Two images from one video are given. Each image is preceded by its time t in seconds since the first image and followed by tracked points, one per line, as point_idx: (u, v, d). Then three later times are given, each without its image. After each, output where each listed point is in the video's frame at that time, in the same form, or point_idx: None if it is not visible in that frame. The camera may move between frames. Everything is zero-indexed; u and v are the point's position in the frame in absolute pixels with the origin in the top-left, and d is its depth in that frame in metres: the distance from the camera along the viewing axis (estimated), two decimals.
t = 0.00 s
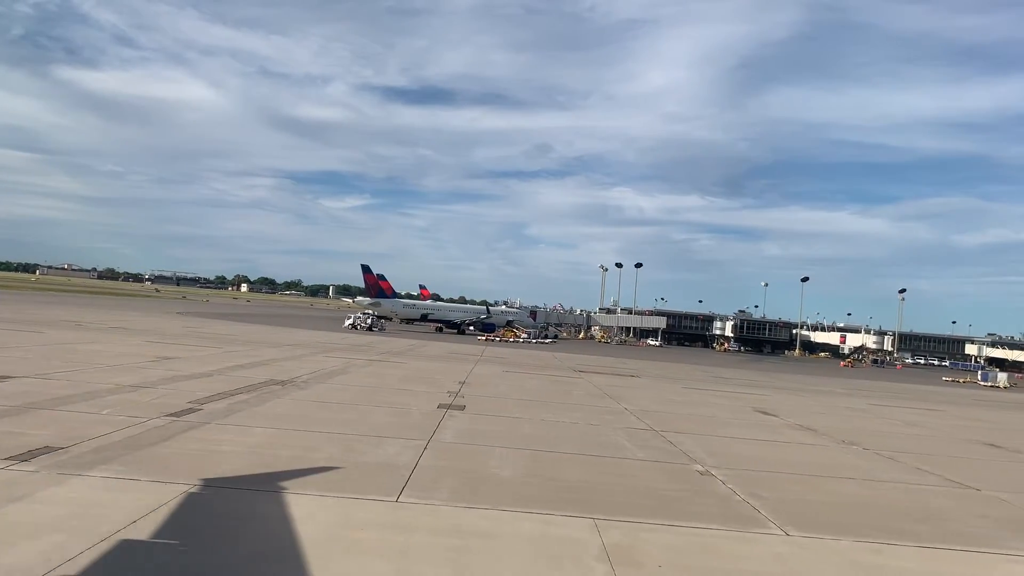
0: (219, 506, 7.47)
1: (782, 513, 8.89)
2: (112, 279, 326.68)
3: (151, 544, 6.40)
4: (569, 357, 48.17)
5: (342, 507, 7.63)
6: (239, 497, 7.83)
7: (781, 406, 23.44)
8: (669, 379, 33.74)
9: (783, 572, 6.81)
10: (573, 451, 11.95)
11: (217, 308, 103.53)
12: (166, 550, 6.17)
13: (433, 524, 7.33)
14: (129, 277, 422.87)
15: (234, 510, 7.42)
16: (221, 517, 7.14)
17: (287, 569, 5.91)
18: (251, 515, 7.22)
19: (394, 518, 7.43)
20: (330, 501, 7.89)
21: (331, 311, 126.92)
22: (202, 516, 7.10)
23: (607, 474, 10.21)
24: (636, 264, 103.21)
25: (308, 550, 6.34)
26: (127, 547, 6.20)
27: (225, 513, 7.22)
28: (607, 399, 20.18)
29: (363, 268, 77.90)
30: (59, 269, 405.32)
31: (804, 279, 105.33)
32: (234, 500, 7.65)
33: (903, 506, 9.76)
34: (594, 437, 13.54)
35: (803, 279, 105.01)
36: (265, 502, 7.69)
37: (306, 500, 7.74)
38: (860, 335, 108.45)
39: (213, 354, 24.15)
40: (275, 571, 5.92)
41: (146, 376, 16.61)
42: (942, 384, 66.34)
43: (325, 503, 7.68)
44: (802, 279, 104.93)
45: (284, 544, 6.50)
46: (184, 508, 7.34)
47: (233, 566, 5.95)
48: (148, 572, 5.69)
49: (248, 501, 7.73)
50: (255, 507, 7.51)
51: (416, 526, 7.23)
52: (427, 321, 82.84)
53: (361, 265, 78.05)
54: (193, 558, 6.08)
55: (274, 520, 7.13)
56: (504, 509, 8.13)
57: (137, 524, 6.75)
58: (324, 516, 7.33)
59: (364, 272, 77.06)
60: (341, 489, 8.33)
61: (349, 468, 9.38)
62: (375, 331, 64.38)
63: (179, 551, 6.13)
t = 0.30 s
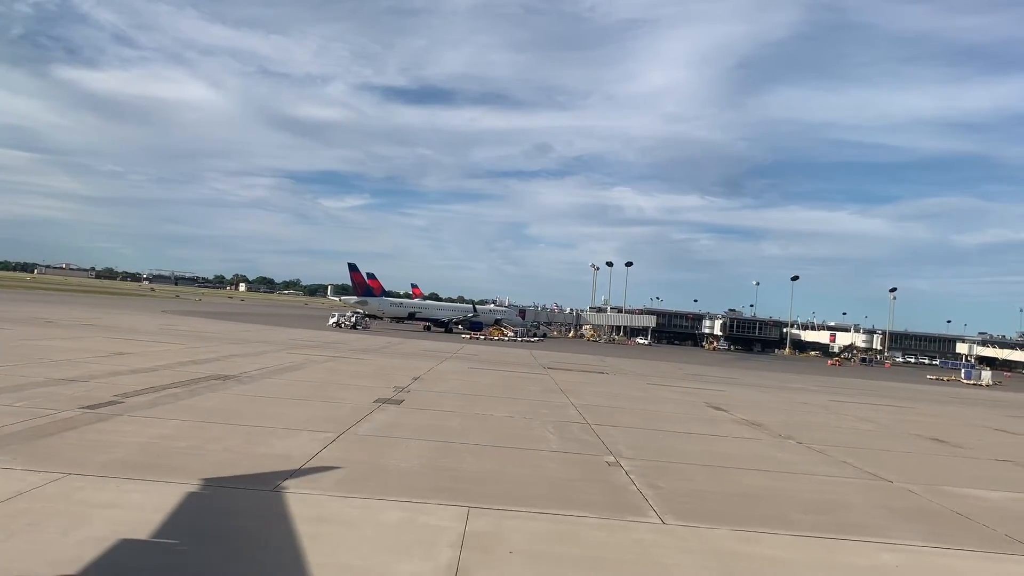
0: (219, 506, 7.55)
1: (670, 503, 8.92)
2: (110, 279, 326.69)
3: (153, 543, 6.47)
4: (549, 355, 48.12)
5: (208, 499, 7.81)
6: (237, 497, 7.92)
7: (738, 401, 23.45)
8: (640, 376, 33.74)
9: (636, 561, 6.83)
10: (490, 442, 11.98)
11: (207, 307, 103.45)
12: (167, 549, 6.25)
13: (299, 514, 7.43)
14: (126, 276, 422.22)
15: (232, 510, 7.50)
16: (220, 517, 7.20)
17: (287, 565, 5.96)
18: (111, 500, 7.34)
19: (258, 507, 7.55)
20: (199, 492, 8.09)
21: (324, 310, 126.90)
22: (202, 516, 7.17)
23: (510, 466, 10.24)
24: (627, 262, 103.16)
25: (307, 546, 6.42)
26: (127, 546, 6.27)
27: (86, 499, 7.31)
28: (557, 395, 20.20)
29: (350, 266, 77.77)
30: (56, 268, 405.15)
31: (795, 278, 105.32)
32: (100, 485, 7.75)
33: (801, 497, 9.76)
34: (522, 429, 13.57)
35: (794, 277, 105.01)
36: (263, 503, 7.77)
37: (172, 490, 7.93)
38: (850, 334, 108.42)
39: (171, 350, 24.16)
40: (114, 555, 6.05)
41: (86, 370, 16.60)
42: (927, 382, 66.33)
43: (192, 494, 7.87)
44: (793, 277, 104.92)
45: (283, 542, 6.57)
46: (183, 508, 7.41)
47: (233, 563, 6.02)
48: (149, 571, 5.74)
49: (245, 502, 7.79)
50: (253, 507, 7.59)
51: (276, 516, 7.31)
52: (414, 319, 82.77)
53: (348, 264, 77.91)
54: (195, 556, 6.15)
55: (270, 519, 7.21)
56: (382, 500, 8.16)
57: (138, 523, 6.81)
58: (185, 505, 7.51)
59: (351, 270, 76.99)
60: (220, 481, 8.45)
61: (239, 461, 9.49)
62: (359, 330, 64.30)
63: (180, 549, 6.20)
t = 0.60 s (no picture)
0: (219, 504, 7.52)
1: (558, 493, 8.89)
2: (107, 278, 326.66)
3: (150, 543, 6.42)
4: (529, 352, 48.10)
5: (80, 485, 7.82)
6: (236, 495, 7.89)
7: (695, 396, 23.45)
8: (611, 372, 33.70)
9: (490, 549, 6.81)
10: (407, 434, 11.97)
11: (197, 306, 103.31)
12: (166, 549, 6.21)
13: (166, 504, 7.42)
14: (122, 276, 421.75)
15: (230, 508, 7.48)
16: (221, 516, 7.17)
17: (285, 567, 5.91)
18: None
19: (123, 493, 7.56)
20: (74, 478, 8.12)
21: (316, 308, 126.79)
22: (203, 514, 7.15)
23: (412, 457, 10.22)
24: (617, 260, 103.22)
25: (307, 547, 6.39)
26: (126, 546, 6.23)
27: None
28: (508, 390, 20.16)
29: (336, 264, 77.58)
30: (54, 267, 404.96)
31: (787, 276, 105.46)
32: None
33: (698, 488, 9.75)
34: (447, 423, 13.57)
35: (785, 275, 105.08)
36: (261, 500, 7.75)
37: (48, 476, 7.94)
38: (840, 332, 108.46)
39: (130, 347, 24.14)
40: None
41: (23, 364, 16.54)
42: (911, 380, 66.35)
43: (64, 479, 7.88)
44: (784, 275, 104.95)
45: (282, 543, 6.53)
46: (183, 506, 7.38)
47: (230, 564, 5.97)
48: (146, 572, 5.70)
49: (242, 500, 7.76)
50: (252, 505, 7.56)
51: (137, 503, 7.32)
52: (402, 317, 82.70)
53: (335, 261, 77.73)
54: (191, 556, 6.10)
55: (269, 517, 7.18)
56: (260, 491, 8.13)
57: (136, 523, 6.76)
58: (55, 488, 7.54)
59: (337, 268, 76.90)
60: (100, 467, 8.47)
61: (134, 451, 9.51)
62: (343, 327, 64.23)
63: (178, 549, 6.17)
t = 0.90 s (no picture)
0: (217, 504, 7.53)
1: (445, 482, 8.82)
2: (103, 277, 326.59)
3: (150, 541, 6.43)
4: (507, 350, 48.10)
5: None
6: (232, 495, 7.90)
7: (651, 392, 23.45)
8: (580, 369, 33.70)
9: (347, 536, 6.77)
10: (321, 426, 11.89)
11: (186, 305, 103.17)
12: (165, 549, 6.19)
13: (34, 491, 7.37)
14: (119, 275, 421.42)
15: (227, 508, 7.47)
16: (220, 515, 7.17)
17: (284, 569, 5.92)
18: None
19: None
20: None
21: (307, 307, 126.74)
22: (157, 509, 7.16)
23: (313, 446, 10.14)
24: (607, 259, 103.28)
25: (206, 541, 6.40)
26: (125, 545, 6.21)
27: None
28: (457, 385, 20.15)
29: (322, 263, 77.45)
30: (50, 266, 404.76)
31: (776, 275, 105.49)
32: None
33: (596, 476, 9.68)
34: (371, 414, 13.50)
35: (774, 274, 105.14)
36: (259, 500, 7.76)
37: None
38: (829, 331, 108.51)
39: (86, 343, 24.05)
40: None
41: None
42: (895, 378, 66.39)
43: None
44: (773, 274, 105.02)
45: (279, 544, 6.53)
46: (182, 505, 7.36)
47: (227, 565, 5.97)
48: (145, 571, 5.68)
49: (242, 500, 7.76)
50: (251, 505, 7.57)
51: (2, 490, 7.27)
52: (389, 316, 82.61)
53: (321, 260, 77.62)
54: (190, 556, 6.09)
55: (267, 518, 7.18)
56: (136, 481, 8.06)
57: (135, 521, 6.74)
58: None
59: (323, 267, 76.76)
60: None
61: (30, 440, 9.45)
62: (326, 325, 64.14)
63: (178, 549, 6.15)
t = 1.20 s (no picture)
0: (221, 503, 7.45)
1: (335, 473, 8.87)
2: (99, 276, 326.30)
3: (149, 542, 6.35)
4: (485, 348, 48.15)
5: None
6: (233, 494, 7.82)
7: (608, 388, 23.47)
8: (550, 366, 33.72)
9: (205, 524, 6.78)
10: (240, 419, 11.88)
11: (175, 303, 103.02)
12: (166, 548, 6.15)
13: None
14: (116, 274, 421.11)
15: (228, 507, 7.39)
16: (215, 515, 7.09)
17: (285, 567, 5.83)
18: None
19: None
20: None
21: (299, 305, 126.79)
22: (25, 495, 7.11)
23: (217, 439, 10.14)
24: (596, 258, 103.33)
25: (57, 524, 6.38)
26: (124, 544, 6.17)
27: None
28: (407, 380, 20.17)
29: (308, 262, 77.37)
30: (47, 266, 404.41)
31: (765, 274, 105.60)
32: None
33: (492, 469, 9.71)
34: (300, 407, 13.51)
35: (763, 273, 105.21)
36: (259, 498, 7.67)
37: None
38: (818, 330, 108.67)
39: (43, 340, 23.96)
40: None
41: None
42: (878, 376, 66.52)
43: None
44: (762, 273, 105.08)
45: (278, 542, 6.44)
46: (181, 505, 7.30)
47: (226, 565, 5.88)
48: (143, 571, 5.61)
49: (244, 499, 7.67)
50: (251, 504, 7.48)
51: None
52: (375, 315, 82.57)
53: (307, 259, 77.53)
54: (190, 556, 6.02)
55: (268, 516, 7.10)
56: (14, 470, 8.07)
57: (135, 522, 6.67)
58: None
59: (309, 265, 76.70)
60: None
61: None
62: (309, 324, 64.06)
63: (180, 548, 6.10)
